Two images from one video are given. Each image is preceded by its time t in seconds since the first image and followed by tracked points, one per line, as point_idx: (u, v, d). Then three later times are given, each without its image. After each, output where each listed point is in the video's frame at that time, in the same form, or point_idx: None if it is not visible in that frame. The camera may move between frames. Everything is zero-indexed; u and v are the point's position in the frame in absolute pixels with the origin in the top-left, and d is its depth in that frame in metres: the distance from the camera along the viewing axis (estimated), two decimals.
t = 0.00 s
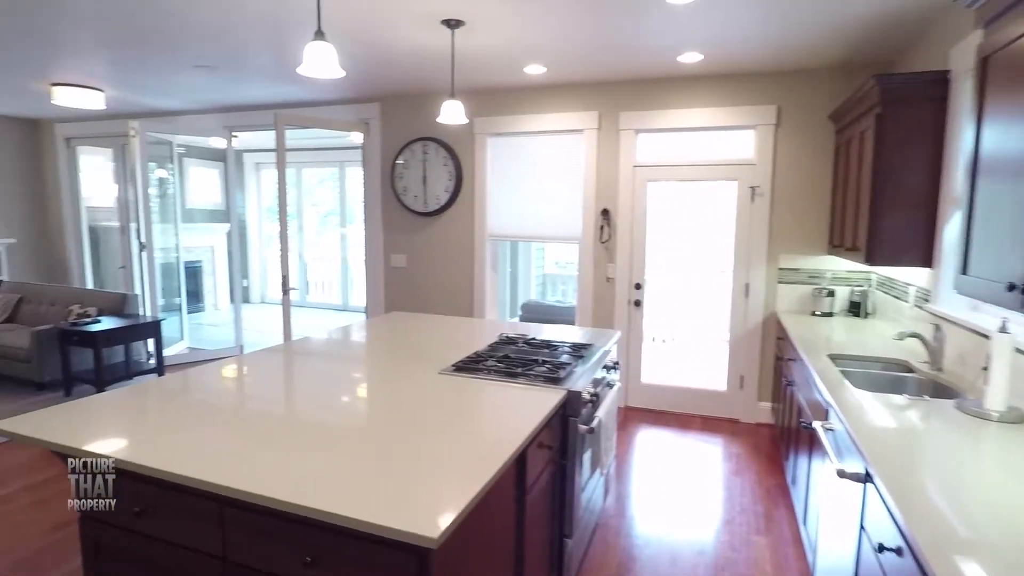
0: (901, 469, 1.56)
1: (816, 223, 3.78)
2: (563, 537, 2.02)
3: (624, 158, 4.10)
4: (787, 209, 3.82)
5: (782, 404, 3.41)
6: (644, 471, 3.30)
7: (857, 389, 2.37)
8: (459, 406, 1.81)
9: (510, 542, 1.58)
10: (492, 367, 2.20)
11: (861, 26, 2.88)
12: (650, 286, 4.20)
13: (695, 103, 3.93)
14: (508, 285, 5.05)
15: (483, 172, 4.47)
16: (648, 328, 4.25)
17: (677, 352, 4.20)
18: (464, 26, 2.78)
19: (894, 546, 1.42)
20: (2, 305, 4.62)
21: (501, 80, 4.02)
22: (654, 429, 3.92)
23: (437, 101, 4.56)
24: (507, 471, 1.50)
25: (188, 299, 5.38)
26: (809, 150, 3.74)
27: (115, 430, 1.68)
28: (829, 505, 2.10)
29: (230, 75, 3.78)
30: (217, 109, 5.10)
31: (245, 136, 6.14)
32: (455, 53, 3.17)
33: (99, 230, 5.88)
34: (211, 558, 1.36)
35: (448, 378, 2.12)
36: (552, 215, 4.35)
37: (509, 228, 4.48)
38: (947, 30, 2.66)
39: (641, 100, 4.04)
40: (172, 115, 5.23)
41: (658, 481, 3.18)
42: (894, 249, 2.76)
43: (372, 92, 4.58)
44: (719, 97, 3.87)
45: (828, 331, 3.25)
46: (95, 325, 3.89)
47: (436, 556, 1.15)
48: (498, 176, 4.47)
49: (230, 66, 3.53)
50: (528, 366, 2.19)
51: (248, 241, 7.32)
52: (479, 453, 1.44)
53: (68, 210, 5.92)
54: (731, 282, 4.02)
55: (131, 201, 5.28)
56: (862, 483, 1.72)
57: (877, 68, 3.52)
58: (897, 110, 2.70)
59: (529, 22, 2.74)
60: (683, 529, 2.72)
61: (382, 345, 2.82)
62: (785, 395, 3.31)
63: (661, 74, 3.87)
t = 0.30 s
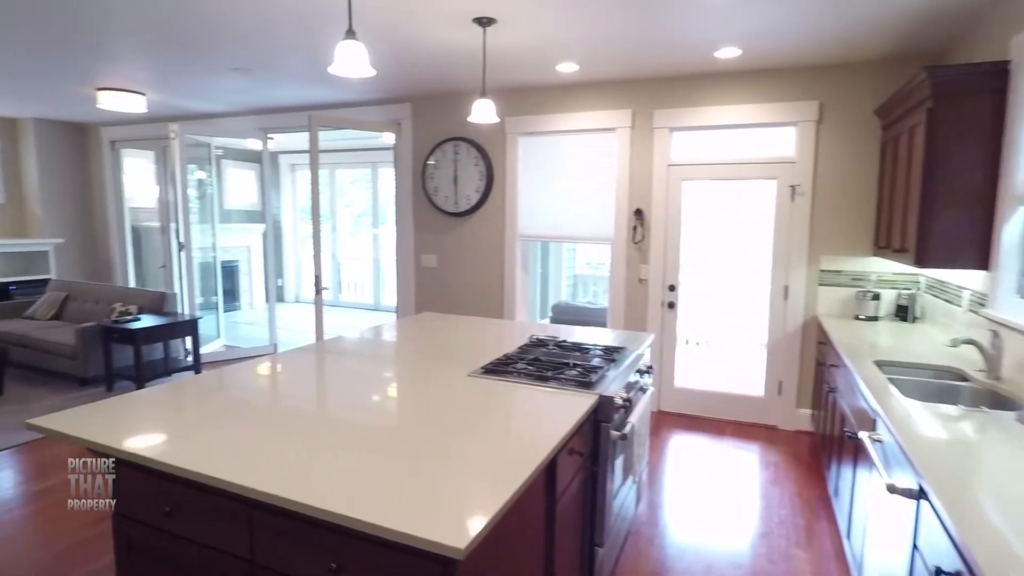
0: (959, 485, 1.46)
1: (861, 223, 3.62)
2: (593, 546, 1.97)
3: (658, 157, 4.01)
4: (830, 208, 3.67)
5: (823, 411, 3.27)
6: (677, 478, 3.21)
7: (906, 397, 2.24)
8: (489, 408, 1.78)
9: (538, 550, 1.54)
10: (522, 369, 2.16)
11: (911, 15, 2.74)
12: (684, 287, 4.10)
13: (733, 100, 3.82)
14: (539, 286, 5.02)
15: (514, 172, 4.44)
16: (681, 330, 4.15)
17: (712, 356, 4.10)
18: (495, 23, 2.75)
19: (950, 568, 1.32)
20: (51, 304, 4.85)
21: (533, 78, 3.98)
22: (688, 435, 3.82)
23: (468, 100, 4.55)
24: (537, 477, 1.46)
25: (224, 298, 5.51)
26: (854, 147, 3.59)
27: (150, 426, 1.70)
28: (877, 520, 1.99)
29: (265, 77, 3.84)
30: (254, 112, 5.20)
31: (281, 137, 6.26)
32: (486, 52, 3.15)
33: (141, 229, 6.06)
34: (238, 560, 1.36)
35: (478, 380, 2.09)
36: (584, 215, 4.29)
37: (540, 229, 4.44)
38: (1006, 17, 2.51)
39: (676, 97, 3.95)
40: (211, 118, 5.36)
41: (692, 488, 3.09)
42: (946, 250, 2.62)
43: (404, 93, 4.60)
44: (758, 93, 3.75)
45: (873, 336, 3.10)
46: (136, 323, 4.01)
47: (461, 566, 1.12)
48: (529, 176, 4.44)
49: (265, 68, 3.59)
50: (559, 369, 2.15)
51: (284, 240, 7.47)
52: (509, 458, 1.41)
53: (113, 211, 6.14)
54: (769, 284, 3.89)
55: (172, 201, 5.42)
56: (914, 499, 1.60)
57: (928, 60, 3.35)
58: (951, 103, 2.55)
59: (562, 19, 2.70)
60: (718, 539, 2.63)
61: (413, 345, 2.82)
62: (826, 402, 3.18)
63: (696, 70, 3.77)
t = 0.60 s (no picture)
0: (1019, 504, 1.36)
1: (906, 223, 3.47)
2: (622, 556, 1.92)
3: (691, 156, 3.92)
4: (873, 209, 3.52)
5: (865, 421, 3.13)
6: (709, 485, 3.12)
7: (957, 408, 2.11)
8: (516, 411, 1.75)
9: (565, 561, 1.50)
10: (550, 373, 2.12)
11: (964, 5, 2.60)
12: (717, 290, 3.99)
13: (770, 97, 3.70)
14: (568, 288, 4.96)
15: (543, 172, 4.40)
16: (715, 334, 4.05)
17: (746, 361, 3.98)
18: (525, 21, 2.72)
19: None
20: (93, 302, 5.03)
21: (563, 77, 3.93)
22: (721, 442, 3.71)
23: (498, 100, 4.53)
24: (564, 486, 1.41)
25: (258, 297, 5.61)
26: (899, 144, 3.44)
27: (179, 424, 1.72)
28: (925, 537, 1.88)
29: (297, 79, 3.89)
30: (288, 114, 5.29)
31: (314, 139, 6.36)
32: (516, 51, 3.11)
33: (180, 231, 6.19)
34: (261, 565, 1.36)
35: (505, 383, 2.06)
36: (614, 216, 4.22)
37: (569, 230, 4.38)
38: None
39: (710, 95, 3.85)
40: (246, 121, 5.47)
41: (725, 497, 3.00)
42: (1000, 252, 2.47)
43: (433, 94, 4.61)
44: (796, 89, 3.63)
45: (919, 343, 2.95)
46: (172, 322, 4.11)
47: None
48: (558, 177, 4.39)
49: (297, 71, 3.63)
50: (587, 374, 2.10)
51: (316, 241, 7.60)
52: (536, 465, 1.37)
53: (152, 212, 6.34)
54: (807, 287, 3.76)
55: (208, 203, 5.56)
56: (968, 519, 1.50)
57: (980, 52, 3.18)
58: (1006, 96, 2.41)
59: (594, 16, 2.65)
60: (753, 550, 2.53)
61: (441, 346, 2.80)
62: (868, 411, 3.05)
63: (731, 67, 3.67)
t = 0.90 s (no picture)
0: None
1: (957, 224, 3.29)
2: (652, 568, 1.86)
3: (727, 155, 3.81)
4: (921, 209, 3.36)
5: (911, 432, 2.98)
6: (744, 495, 3.02)
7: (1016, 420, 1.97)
8: (544, 415, 1.71)
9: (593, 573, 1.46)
10: (579, 378, 2.08)
11: None
12: (753, 293, 3.87)
13: (810, 93, 3.57)
14: (599, 290, 4.90)
15: (574, 173, 4.35)
16: (751, 338, 3.93)
17: (784, 366, 3.85)
18: (556, 19, 2.68)
19: None
20: (133, 301, 5.20)
21: (595, 75, 3.88)
22: (757, 450, 3.60)
23: (529, 100, 4.49)
24: (594, 495, 1.37)
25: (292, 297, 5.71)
26: (950, 141, 3.27)
27: (208, 422, 1.74)
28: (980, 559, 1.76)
29: (330, 81, 3.93)
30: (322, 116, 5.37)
31: (347, 141, 6.45)
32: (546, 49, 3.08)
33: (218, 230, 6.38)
34: (283, 568, 1.35)
35: (533, 387, 2.03)
36: (646, 217, 4.14)
37: (600, 231, 4.32)
38: None
39: (747, 92, 3.74)
40: (281, 123, 5.57)
41: (761, 507, 2.90)
42: None
43: (464, 94, 4.61)
44: (839, 85, 3.49)
45: (972, 350, 2.79)
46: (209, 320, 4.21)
47: None
48: (590, 177, 4.33)
49: (330, 73, 3.67)
50: (618, 379, 2.05)
51: (348, 241, 7.70)
52: (564, 472, 1.33)
53: (191, 214, 6.53)
54: (849, 291, 3.61)
55: (244, 204, 5.69)
56: None
57: None
58: None
59: (627, 11, 2.59)
60: (791, 564, 2.43)
61: (469, 348, 2.79)
62: (915, 421, 2.90)
63: (769, 62, 3.55)
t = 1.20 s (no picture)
0: None
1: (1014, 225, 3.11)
2: None
3: (765, 153, 3.70)
4: (975, 209, 3.19)
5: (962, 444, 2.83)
6: (781, 506, 2.91)
7: None
8: (573, 419, 1.67)
9: None
10: (610, 383, 2.03)
11: None
12: (792, 297, 3.74)
13: (854, 88, 3.43)
14: (631, 292, 4.81)
15: (606, 173, 4.29)
16: (789, 343, 3.80)
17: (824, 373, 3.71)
18: (588, 16, 2.64)
19: None
20: (173, 300, 5.36)
21: (628, 73, 3.81)
22: (794, 459, 3.47)
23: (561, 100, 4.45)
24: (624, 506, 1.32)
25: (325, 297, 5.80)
26: (1006, 138, 3.09)
27: (237, 421, 1.75)
28: None
29: (362, 83, 3.97)
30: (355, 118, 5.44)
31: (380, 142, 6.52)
32: (578, 47, 3.03)
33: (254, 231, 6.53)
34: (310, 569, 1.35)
35: (562, 391, 1.99)
36: (680, 218, 4.05)
37: (632, 232, 4.24)
38: None
39: (787, 88, 3.62)
40: (316, 125, 5.67)
41: (799, 519, 2.79)
42: None
43: (495, 94, 4.60)
44: (884, 80, 3.35)
45: None
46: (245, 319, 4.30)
47: None
48: (622, 177, 4.26)
49: (362, 74, 3.70)
50: (650, 385, 1.99)
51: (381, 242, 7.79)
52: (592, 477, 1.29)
53: (229, 215, 6.70)
54: (895, 295, 3.45)
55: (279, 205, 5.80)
56: None
57: None
58: None
59: (661, 7, 2.53)
60: None
61: (498, 349, 2.77)
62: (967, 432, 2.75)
63: (810, 57, 3.43)
